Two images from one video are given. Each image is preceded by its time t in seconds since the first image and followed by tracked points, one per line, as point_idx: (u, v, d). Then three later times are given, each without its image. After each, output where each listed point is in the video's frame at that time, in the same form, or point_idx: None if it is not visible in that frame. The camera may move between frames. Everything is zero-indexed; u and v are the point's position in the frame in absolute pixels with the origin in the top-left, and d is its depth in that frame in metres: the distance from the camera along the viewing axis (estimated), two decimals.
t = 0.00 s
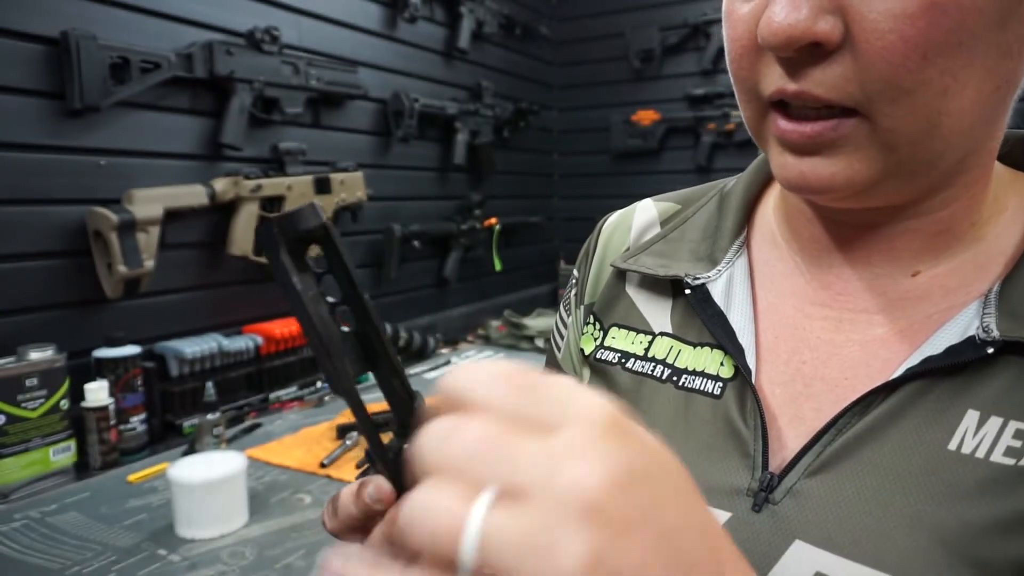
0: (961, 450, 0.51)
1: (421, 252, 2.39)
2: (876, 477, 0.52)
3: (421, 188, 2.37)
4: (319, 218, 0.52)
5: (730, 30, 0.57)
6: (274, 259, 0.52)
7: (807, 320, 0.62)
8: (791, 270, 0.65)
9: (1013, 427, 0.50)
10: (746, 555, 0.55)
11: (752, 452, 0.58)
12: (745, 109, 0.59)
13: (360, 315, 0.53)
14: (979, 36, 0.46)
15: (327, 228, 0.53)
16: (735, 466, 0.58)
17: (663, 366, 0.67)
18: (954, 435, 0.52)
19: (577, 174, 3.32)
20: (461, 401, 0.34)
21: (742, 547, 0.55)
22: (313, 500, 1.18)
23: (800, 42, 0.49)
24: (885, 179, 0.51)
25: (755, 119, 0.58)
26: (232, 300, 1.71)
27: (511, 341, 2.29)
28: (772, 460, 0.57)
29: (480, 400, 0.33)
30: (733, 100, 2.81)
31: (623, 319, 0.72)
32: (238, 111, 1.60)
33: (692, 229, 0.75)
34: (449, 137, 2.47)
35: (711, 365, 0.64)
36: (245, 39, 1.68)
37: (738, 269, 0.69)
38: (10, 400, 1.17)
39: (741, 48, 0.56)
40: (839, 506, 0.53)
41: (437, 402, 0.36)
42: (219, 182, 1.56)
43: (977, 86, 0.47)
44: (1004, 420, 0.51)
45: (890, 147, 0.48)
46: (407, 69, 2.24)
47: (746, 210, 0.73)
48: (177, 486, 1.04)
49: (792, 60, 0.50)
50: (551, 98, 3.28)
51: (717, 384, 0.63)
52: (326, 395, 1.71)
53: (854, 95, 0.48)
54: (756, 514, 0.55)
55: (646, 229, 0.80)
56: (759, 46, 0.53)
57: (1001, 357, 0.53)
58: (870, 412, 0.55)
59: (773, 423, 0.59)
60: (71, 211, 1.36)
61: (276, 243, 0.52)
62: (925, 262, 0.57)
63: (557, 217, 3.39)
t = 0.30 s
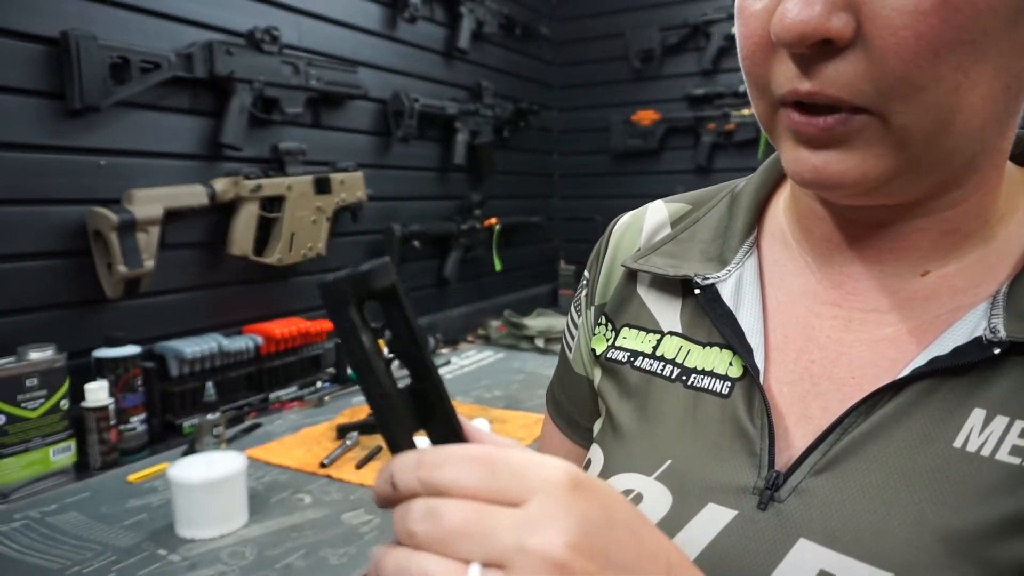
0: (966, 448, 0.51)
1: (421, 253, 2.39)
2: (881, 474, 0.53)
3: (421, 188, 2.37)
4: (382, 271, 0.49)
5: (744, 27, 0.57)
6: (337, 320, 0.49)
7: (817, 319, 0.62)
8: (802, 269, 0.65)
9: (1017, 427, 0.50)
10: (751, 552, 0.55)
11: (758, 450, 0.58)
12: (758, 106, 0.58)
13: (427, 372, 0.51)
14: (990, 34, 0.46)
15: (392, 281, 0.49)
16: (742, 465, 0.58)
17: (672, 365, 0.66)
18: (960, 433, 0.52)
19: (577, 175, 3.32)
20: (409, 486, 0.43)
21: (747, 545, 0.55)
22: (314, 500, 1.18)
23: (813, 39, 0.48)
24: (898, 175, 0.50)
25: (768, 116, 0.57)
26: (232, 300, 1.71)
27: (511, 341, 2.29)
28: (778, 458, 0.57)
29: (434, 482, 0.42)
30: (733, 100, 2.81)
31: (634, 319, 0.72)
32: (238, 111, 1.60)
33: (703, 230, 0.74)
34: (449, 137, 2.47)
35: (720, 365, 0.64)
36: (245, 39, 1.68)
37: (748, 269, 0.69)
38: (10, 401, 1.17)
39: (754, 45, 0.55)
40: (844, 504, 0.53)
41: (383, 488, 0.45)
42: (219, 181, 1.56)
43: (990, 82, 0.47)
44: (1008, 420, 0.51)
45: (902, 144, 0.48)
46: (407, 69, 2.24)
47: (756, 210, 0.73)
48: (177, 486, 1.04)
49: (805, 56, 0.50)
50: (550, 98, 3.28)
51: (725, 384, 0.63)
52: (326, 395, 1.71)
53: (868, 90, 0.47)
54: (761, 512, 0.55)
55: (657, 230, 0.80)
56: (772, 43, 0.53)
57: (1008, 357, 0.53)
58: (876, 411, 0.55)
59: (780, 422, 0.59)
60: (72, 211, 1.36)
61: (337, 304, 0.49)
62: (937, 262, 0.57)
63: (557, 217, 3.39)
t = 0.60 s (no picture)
0: (986, 446, 0.51)
1: (421, 253, 2.39)
2: (901, 471, 0.52)
3: (421, 188, 2.37)
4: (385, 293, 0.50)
5: (757, 32, 0.57)
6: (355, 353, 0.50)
7: (833, 318, 0.62)
8: (819, 267, 0.65)
9: None
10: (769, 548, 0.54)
11: (777, 446, 0.58)
12: (772, 110, 0.58)
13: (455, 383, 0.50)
14: (1002, 37, 0.45)
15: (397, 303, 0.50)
16: (760, 461, 0.58)
17: (689, 362, 0.66)
18: (979, 431, 0.51)
19: (577, 175, 3.32)
20: (448, 483, 0.38)
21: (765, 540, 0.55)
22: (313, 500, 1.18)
23: (823, 45, 0.48)
24: (910, 178, 0.50)
25: (782, 119, 0.57)
26: (233, 300, 1.71)
27: (511, 341, 2.29)
28: (797, 455, 0.57)
29: (475, 471, 0.38)
30: (733, 100, 2.81)
31: (649, 317, 0.72)
32: (238, 111, 1.60)
33: (718, 228, 0.74)
34: (449, 137, 2.47)
35: (737, 361, 0.64)
36: (245, 39, 1.68)
37: (764, 268, 0.69)
38: (9, 400, 1.17)
39: (767, 50, 0.55)
40: (865, 500, 0.53)
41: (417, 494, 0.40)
42: (219, 182, 1.56)
43: (1001, 86, 0.47)
44: None
45: (913, 147, 0.48)
46: (407, 69, 2.24)
47: (772, 210, 0.73)
48: (177, 486, 1.04)
49: (816, 62, 0.50)
50: (551, 98, 3.28)
51: (743, 380, 0.62)
52: (326, 395, 1.71)
53: (877, 96, 0.47)
54: (780, 507, 0.55)
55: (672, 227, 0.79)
56: (784, 49, 0.53)
57: None
58: (894, 408, 0.54)
59: (798, 418, 0.59)
60: (72, 211, 1.36)
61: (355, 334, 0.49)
62: (952, 261, 0.57)
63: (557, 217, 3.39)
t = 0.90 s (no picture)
0: (1003, 444, 0.51)
1: (421, 253, 2.39)
2: (918, 470, 0.52)
3: (421, 189, 2.36)
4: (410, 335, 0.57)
5: (771, 38, 0.57)
6: (383, 387, 0.58)
7: (844, 316, 0.62)
8: (830, 267, 0.65)
9: None
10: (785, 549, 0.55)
11: (791, 446, 0.57)
12: (783, 115, 0.58)
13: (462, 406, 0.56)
14: (1016, 48, 0.46)
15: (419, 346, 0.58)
16: (774, 460, 0.58)
17: (698, 361, 0.66)
18: (996, 430, 0.51)
19: (577, 175, 3.32)
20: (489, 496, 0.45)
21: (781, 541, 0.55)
22: (314, 500, 1.18)
23: (840, 54, 0.48)
24: (921, 185, 0.50)
25: (794, 125, 0.57)
26: (233, 300, 1.71)
27: (511, 341, 2.29)
28: (812, 454, 0.57)
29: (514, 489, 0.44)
30: (733, 100, 2.81)
31: (656, 315, 0.71)
32: (237, 111, 1.60)
33: (726, 226, 0.74)
34: (449, 137, 2.47)
35: (747, 360, 0.64)
36: (245, 39, 1.68)
37: (774, 266, 0.69)
38: (9, 401, 1.17)
39: (781, 55, 0.55)
40: (882, 498, 0.53)
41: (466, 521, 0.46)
42: (219, 182, 1.56)
43: (1015, 96, 0.47)
44: None
45: (925, 155, 0.48)
46: (407, 69, 2.24)
47: (780, 209, 0.73)
48: (177, 486, 1.04)
49: (831, 70, 0.50)
50: (551, 98, 3.28)
51: (754, 379, 0.62)
52: (326, 395, 1.71)
53: (892, 103, 0.47)
54: (797, 506, 0.55)
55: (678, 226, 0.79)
56: (799, 55, 0.53)
57: None
58: (909, 407, 0.54)
59: (811, 417, 0.59)
60: (72, 211, 1.36)
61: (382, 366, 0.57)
62: (962, 261, 0.57)
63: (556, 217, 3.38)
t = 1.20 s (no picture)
0: (1003, 438, 0.51)
1: (421, 253, 2.39)
2: (919, 464, 0.52)
3: (421, 189, 2.36)
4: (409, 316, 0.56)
5: (772, 39, 0.56)
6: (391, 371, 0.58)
7: (843, 311, 0.61)
8: (829, 262, 0.65)
9: None
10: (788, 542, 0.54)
11: (792, 439, 0.57)
12: (782, 116, 0.58)
13: (469, 389, 0.54)
14: (1014, 57, 0.46)
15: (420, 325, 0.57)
16: (775, 453, 0.58)
17: (698, 355, 0.66)
18: (997, 423, 0.51)
19: (577, 175, 3.32)
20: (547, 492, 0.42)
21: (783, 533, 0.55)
22: (314, 500, 1.18)
23: (839, 59, 0.48)
24: (918, 189, 0.50)
25: (792, 126, 0.57)
26: (233, 300, 1.71)
27: (511, 341, 2.29)
28: (813, 447, 0.57)
29: (591, 475, 0.40)
30: (733, 100, 2.81)
31: (654, 310, 0.71)
32: (238, 111, 1.60)
33: (725, 223, 0.74)
34: (449, 137, 2.47)
35: (747, 354, 0.63)
36: (245, 39, 1.68)
37: (774, 262, 0.69)
38: (9, 401, 1.17)
39: (781, 57, 0.55)
40: (883, 491, 0.53)
41: (529, 492, 0.43)
42: (219, 182, 1.56)
43: (1014, 102, 0.47)
44: None
45: (922, 161, 0.48)
46: (407, 69, 2.24)
47: (778, 205, 0.73)
48: (177, 486, 1.04)
49: (830, 73, 0.50)
50: (551, 98, 3.27)
51: (754, 373, 0.62)
52: (326, 395, 1.71)
53: (890, 109, 0.47)
54: (797, 499, 0.55)
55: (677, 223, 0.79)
56: (799, 58, 0.53)
57: None
58: (910, 401, 0.54)
59: (811, 411, 0.58)
60: (72, 212, 1.36)
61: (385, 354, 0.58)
62: (960, 258, 0.57)
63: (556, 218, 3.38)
